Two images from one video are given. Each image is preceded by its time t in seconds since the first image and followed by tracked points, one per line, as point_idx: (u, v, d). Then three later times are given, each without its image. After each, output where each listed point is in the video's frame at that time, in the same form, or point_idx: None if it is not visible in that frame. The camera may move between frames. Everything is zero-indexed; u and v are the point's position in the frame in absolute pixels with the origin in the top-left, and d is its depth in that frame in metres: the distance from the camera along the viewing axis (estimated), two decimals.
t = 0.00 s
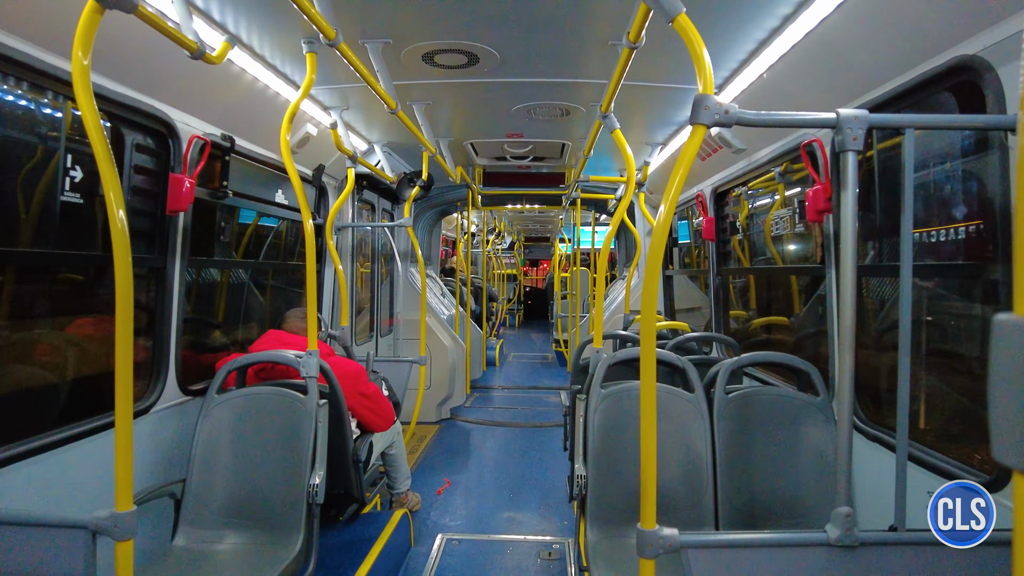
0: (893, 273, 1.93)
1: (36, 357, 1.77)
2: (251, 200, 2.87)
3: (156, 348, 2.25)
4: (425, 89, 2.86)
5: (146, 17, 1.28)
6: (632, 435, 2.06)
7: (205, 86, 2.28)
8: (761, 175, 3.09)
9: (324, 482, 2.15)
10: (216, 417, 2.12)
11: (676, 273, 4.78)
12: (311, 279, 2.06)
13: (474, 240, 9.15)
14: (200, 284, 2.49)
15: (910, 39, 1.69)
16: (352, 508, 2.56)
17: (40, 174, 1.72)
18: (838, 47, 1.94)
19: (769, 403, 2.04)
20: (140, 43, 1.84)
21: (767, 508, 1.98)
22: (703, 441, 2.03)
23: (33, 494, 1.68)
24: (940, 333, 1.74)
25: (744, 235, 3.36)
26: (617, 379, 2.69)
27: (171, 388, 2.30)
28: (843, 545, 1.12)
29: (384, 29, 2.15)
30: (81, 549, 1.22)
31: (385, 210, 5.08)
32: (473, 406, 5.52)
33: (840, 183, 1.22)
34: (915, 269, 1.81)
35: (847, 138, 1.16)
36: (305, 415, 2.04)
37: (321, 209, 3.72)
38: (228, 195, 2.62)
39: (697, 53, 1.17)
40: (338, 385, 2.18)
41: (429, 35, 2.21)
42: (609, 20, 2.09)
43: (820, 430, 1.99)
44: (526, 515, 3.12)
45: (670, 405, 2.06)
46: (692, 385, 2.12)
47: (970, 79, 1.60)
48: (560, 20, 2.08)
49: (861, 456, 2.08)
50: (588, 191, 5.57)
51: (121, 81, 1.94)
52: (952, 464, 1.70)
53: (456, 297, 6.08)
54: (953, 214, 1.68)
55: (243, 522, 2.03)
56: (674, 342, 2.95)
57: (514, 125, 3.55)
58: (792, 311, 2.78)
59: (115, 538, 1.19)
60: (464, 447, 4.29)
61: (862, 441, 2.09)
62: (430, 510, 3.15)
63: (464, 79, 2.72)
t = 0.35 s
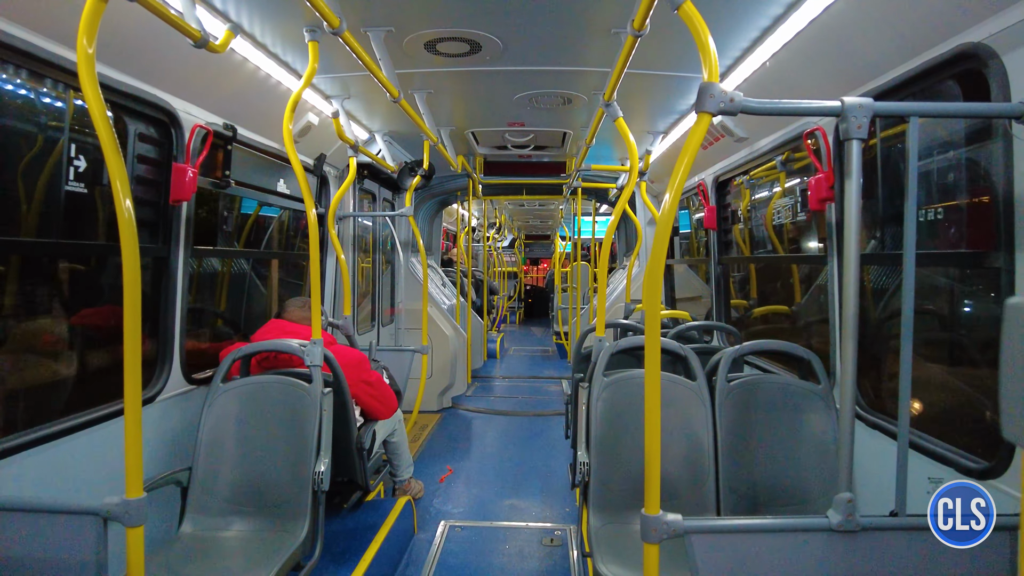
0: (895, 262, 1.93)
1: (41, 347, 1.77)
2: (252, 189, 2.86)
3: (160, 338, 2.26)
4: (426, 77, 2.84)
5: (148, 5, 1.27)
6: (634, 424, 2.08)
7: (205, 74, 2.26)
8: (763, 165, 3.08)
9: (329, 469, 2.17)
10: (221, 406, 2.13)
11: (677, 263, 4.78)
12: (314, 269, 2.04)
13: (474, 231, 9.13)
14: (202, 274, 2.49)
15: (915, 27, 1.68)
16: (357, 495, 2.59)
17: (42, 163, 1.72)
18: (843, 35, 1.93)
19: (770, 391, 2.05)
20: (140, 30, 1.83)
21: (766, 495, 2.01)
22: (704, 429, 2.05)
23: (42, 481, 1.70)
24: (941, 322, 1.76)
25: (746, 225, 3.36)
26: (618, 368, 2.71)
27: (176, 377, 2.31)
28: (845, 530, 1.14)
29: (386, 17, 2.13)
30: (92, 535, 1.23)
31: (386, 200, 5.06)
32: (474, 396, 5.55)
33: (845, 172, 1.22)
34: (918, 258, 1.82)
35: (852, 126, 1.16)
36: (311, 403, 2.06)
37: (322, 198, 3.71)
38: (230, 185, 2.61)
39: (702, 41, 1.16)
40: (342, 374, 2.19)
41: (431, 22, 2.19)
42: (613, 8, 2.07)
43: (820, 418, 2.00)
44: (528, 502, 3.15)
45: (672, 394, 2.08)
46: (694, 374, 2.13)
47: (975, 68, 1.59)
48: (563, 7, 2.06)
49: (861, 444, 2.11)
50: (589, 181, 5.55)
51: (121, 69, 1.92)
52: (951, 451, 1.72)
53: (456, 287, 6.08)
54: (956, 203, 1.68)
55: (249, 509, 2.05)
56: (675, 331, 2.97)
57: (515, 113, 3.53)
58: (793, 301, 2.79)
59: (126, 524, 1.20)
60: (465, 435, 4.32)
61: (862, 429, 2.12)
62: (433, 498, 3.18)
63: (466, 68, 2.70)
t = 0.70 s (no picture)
0: (889, 261, 1.93)
1: (38, 340, 1.79)
2: (249, 183, 2.85)
3: (157, 332, 2.26)
4: (423, 72, 2.82)
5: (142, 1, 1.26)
6: (627, 420, 2.09)
7: (200, 68, 2.25)
8: (760, 161, 3.08)
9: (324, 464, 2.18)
10: (217, 401, 2.14)
11: (674, 258, 4.79)
12: (309, 265, 2.01)
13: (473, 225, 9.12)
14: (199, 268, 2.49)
15: (910, 25, 1.67)
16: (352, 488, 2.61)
17: (38, 158, 1.71)
18: (840, 32, 1.92)
19: (763, 388, 2.07)
20: (134, 23, 1.81)
21: (757, 491, 2.03)
22: (696, 426, 2.06)
23: (38, 475, 1.71)
24: (931, 322, 1.76)
25: (743, 221, 3.36)
26: (614, 364, 2.72)
27: (172, 370, 2.32)
28: (831, 529, 1.15)
29: (381, 11, 2.12)
30: (86, 530, 1.24)
31: (384, 193, 5.06)
32: (472, 390, 5.57)
33: (835, 173, 1.22)
34: (911, 258, 1.82)
35: (843, 128, 1.16)
36: (306, 398, 2.07)
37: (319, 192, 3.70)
38: (226, 178, 2.60)
39: (693, 41, 1.15)
40: (338, 369, 2.20)
41: (426, 17, 2.18)
42: (609, 3, 2.06)
43: (812, 416, 2.02)
44: (523, 496, 3.18)
45: (665, 391, 2.09)
46: (687, 371, 2.14)
47: (968, 70, 1.56)
48: (559, 3, 2.05)
49: (852, 441, 2.12)
50: (588, 175, 5.54)
51: (117, 64, 1.91)
52: (939, 450, 1.73)
53: (455, 281, 6.08)
54: (948, 202, 1.68)
55: (245, 503, 2.07)
56: (671, 327, 2.98)
57: (513, 108, 3.51)
58: (789, 298, 2.79)
59: (120, 519, 1.22)
60: (462, 429, 4.35)
61: (853, 426, 2.13)
62: (429, 491, 3.21)
63: (463, 62, 2.68)
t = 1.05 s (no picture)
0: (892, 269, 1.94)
1: (45, 350, 1.80)
2: (254, 193, 2.88)
3: (163, 341, 2.28)
4: (427, 82, 2.85)
5: (152, 17, 1.28)
6: (632, 428, 2.10)
7: (207, 80, 2.28)
8: (762, 168, 3.09)
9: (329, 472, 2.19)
10: (222, 410, 2.15)
11: (676, 264, 4.80)
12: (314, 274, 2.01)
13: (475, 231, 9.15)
14: (205, 277, 2.51)
15: (910, 36, 1.69)
16: (357, 497, 2.61)
17: (45, 168, 1.73)
18: (841, 43, 1.94)
19: (767, 396, 2.07)
20: (141, 36, 1.84)
21: (762, 499, 2.02)
22: (701, 434, 2.07)
23: (45, 484, 1.72)
24: (935, 330, 1.77)
25: (745, 228, 3.37)
26: (617, 371, 2.73)
27: (178, 379, 2.33)
28: (837, 538, 1.15)
29: (387, 24, 2.15)
30: (95, 540, 1.25)
31: (387, 200, 5.09)
32: (475, 396, 5.57)
33: (838, 183, 1.23)
34: (914, 266, 1.83)
35: (845, 140, 1.17)
36: (311, 407, 2.08)
37: (323, 200, 3.73)
38: (232, 188, 2.62)
39: (697, 55, 1.17)
40: (342, 378, 2.21)
41: (432, 29, 2.21)
42: (612, 14, 2.08)
43: (816, 423, 2.02)
44: (527, 503, 3.18)
45: (670, 399, 2.10)
46: (691, 379, 2.15)
47: (969, 80, 1.58)
48: (563, 15, 2.08)
49: (857, 448, 2.12)
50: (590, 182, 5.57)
51: (125, 76, 1.94)
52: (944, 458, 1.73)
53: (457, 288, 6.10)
54: (950, 210, 1.70)
55: (250, 512, 2.08)
56: (674, 334, 2.98)
57: (515, 117, 3.54)
58: (791, 305, 2.80)
59: (130, 529, 1.22)
60: (465, 436, 4.35)
61: (857, 433, 2.13)
62: (433, 499, 3.21)
63: (466, 73, 2.71)
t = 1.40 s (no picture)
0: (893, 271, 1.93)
1: (43, 352, 1.79)
2: (253, 195, 2.88)
3: (160, 344, 2.27)
4: (426, 84, 2.86)
5: (148, 17, 1.29)
6: (631, 431, 2.08)
7: (206, 82, 2.28)
8: (762, 170, 3.08)
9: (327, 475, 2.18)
10: (220, 412, 2.14)
11: (677, 267, 4.79)
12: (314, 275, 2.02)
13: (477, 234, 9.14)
14: (204, 279, 2.51)
15: (910, 36, 1.68)
16: (355, 500, 2.60)
17: (45, 169, 1.74)
18: (841, 43, 1.93)
19: (768, 399, 2.05)
20: (139, 38, 1.85)
21: (763, 502, 2.01)
22: (702, 437, 2.05)
23: (42, 487, 1.71)
24: (936, 331, 1.76)
25: (745, 230, 3.35)
26: (617, 374, 2.71)
27: (176, 382, 2.33)
28: (837, 541, 1.13)
29: (386, 26, 2.15)
30: (89, 542, 1.24)
31: (387, 203, 5.09)
32: (475, 399, 5.56)
33: (838, 183, 1.23)
34: (915, 267, 1.82)
35: (845, 140, 1.16)
36: (309, 410, 2.07)
37: (323, 203, 3.73)
38: (230, 191, 2.62)
39: (696, 54, 1.16)
40: (341, 380, 2.20)
41: (431, 31, 2.21)
42: (612, 16, 2.08)
43: (817, 426, 2.00)
44: (527, 507, 3.16)
45: (670, 401, 2.09)
46: (691, 381, 2.13)
47: (969, 81, 1.57)
48: (562, 16, 2.08)
49: (859, 451, 2.10)
50: (591, 185, 5.58)
51: (124, 78, 1.95)
52: (945, 461, 1.71)
53: (458, 290, 6.09)
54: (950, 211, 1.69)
55: (247, 515, 2.07)
56: (674, 337, 2.96)
57: (516, 119, 3.54)
58: (792, 307, 2.79)
59: (124, 532, 1.21)
60: (466, 439, 4.33)
61: (858, 436, 2.11)
62: (432, 502, 3.19)
63: (465, 75, 2.72)
